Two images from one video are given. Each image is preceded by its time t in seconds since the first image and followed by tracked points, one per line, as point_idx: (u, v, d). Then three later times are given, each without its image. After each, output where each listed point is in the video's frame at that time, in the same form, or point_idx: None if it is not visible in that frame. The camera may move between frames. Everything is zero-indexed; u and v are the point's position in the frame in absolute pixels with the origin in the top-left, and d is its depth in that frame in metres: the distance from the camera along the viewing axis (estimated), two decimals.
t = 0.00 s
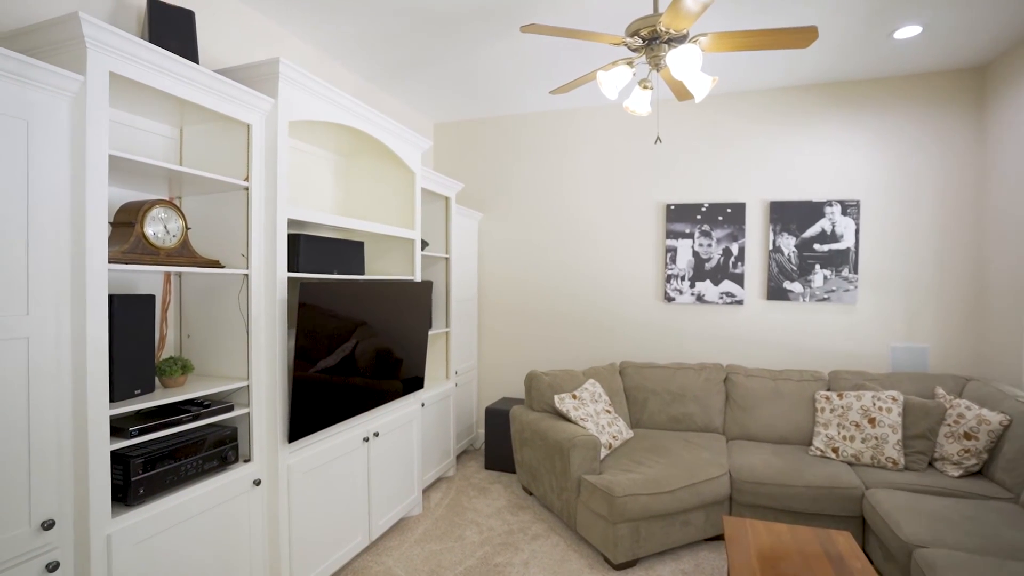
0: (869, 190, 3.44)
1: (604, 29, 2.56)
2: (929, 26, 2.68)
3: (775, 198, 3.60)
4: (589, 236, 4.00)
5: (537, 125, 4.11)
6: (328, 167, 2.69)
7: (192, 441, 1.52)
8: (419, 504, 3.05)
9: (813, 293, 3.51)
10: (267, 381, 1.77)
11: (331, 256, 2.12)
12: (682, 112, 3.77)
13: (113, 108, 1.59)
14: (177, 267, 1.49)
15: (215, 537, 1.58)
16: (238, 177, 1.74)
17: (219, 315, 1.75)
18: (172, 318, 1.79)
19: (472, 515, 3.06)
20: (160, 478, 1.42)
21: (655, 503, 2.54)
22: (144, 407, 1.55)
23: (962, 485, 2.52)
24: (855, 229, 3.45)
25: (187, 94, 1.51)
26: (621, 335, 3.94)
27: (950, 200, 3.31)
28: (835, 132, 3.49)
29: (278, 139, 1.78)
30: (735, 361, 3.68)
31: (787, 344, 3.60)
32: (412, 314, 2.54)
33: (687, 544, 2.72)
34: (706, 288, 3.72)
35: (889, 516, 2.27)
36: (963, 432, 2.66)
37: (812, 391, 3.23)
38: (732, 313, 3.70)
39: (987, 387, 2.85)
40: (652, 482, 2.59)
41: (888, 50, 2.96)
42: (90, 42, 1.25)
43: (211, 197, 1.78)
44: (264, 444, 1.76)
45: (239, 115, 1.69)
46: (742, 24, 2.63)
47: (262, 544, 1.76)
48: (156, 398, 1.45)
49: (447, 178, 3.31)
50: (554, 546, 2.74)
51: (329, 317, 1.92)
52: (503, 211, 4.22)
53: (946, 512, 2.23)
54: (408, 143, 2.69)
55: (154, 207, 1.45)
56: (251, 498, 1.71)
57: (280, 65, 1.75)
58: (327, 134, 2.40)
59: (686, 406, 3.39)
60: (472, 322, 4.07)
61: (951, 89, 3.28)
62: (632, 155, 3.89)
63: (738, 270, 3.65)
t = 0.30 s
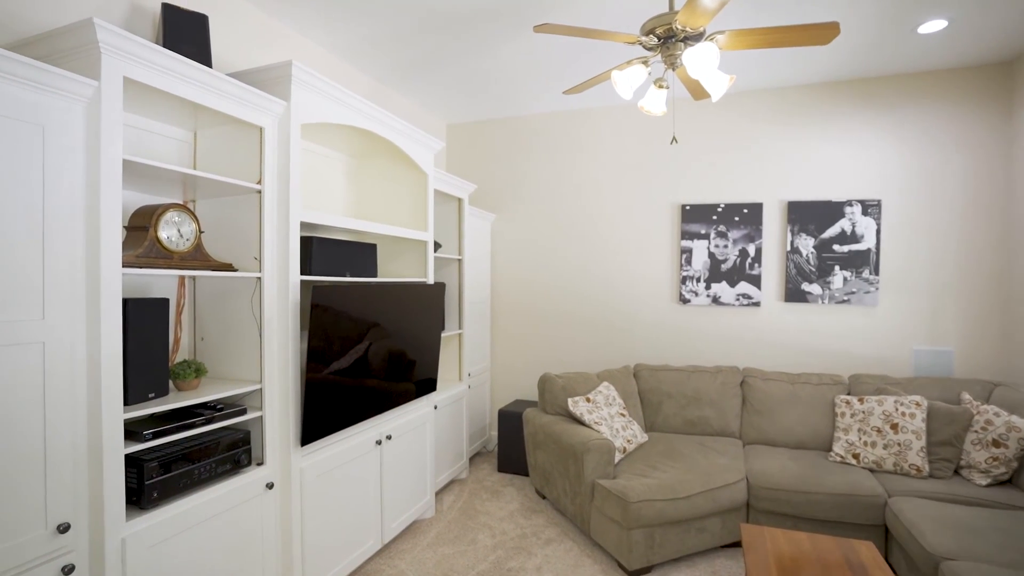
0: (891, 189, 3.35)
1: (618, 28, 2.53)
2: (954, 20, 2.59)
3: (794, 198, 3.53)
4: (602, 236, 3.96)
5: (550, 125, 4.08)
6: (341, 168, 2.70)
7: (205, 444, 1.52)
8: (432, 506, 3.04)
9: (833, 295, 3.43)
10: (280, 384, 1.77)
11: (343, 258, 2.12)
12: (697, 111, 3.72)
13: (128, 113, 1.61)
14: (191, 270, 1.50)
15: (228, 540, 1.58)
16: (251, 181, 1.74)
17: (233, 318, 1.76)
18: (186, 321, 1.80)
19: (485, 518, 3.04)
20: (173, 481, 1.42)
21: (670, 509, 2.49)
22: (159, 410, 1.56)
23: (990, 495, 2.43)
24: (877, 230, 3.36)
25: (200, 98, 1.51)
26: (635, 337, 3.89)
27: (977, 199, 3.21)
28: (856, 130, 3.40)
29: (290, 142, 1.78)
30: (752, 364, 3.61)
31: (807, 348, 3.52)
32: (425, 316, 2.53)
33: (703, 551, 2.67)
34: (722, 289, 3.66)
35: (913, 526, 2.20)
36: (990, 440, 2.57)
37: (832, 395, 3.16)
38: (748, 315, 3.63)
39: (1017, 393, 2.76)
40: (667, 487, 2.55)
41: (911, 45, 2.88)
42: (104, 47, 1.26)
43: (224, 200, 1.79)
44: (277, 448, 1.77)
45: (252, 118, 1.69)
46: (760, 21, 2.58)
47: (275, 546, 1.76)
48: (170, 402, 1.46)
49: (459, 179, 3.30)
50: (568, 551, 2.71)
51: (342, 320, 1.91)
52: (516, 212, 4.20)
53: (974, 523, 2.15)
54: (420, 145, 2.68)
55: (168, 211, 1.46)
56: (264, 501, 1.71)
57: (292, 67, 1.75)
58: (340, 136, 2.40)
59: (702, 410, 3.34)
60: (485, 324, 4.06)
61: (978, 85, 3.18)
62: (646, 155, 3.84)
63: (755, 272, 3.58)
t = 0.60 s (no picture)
0: (913, 188, 3.26)
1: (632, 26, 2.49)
2: (981, 13, 2.49)
3: (812, 197, 3.45)
4: (615, 237, 3.92)
5: (562, 125, 4.05)
6: (353, 170, 2.70)
7: (217, 447, 1.53)
8: (444, 509, 3.03)
9: (852, 296, 3.35)
10: (292, 386, 1.77)
11: (355, 259, 2.11)
12: (712, 110, 3.66)
13: (141, 116, 1.62)
14: (203, 273, 1.50)
15: (240, 543, 1.58)
16: (263, 183, 1.75)
17: (245, 321, 1.77)
18: (199, 323, 1.81)
19: (497, 521, 3.02)
20: (185, 484, 1.43)
21: (685, 515, 2.45)
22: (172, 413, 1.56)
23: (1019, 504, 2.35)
24: (898, 230, 3.27)
25: (212, 100, 1.52)
26: (649, 339, 3.84)
27: (1005, 198, 3.11)
28: (876, 128, 3.32)
29: (302, 144, 1.78)
30: (769, 367, 3.54)
31: (826, 350, 3.44)
32: (437, 317, 2.52)
33: (719, 557, 2.62)
34: (738, 291, 3.59)
35: (938, 536, 2.13)
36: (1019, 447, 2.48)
37: (852, 399, 3.08)
38: (765, 317, 3.56)
39: None
40: (681, 493, 2.50)
41: (935, 41, 2.80)
42: (117, 51, 1.27)
43: (237, 203, 1.79)
44: (289, 450, 1.77)
45: (264, 121, 1.70)
46: (777, 17, 2.52)
47: (286, 549, 1.76)
48: (182, 405, 1.46)
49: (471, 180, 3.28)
50: (580, 556, 2.68)
51: (353, 322, 1.91)
52: (528, 213, 4.18)
53: (1002, 534, 2.08)
54: (432, 146, 2.67)
55: (181, 214, 1.46)
56: (275, 504, 1.72)
57: (303, 69, 1.75)
58: (351, 138, 2.39)
59: (717, 413, 3.28)
60: (497, 325, 4.04)
61: (1005, 80, 3.08)
62: (660, 154, 3.80)
63: (771, 273, 3.52)
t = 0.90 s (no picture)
0: (936, 187, 3.17)
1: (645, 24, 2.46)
2: (1008, 6, 2.41)
3: (829, 197, 3.38)
4: (628, 238, 3.88)
5: (574, 125, 4.02)
6: (365, 171, 2.70)
7: (229, 450, 1.53)
8: (455, 511, 3.02)
9: (871, 298, 3.27)
10: (303, 389, 1.77)
11: (367, 261, 2.11)
12: (727, 108, 3.60)
13: (155, 119, 1.63)
14: (215, 276, 1.51)
15: (252, 546, 1.58)
16: (275, 185, 1.75)
17: (257, 323, 1.77)
18: (212, 325, 1.82)
19: (509, 524, 3.00)
20: (197, 487, 1.43)
21: (700, 520, 2.41)
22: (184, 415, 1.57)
23: None
24: (919, 230, 3.19)
25: (225, 104, 1.52)
26: (662, 341, 3.80)
27: None
28: (897, 125, 3.24)
29: (313, 146, 1.78)
30: (785, 370, 3.47)
31: (844, 353, 3.37)
32: (448, 319, 2.51)
33: (735, 564, 2.57)
34: (753, 292, 3.53)
35: (963, 546, 2.06)
36: None
37: (871, 403, 3.01)
38: (781, 319, 3.49)
39: None
40: (696, 498, 2.46)
41: (959, 35, 2.72)
42: (130, 55, 1.27)
43: (249, 205, 1.80)
44: (300, 453, 1.76)
45: (275, 123, 1.70)
46: (794, 13, 2.46)
47: (297, 552, 1.76)
48: (193, 407, 1.46)
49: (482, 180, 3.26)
50: (593, 561, 2.65)
51: (365, 324, 1.90)
52: (539, 213, 4.15)
53: None
54: (444, 147, 2.66)
55: (193, 217, 1.47)
56: (287, 507, 1.72)
57: (314, 71, 1.74)
58: (363, 139, 2.39)
59: (732, 417, 3.22)
60: (508, 327, 4.02)
61: None
62: (674, 154, 3.75)
63: (787, 274, 3.45)
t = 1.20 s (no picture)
0: (958, 185, 3.08)
1: (658, 22, 2.42)
2: None
3: (847, 196, 3.31)
4: (641, 239, 3.84)
5: (585, 125, 3.99)
6: (376, 172, 2.70)
7: (240, 452, 1.54)
8: (467, 513, 3.01)
9: (891, 299, 3.20)
10: (314, 391, 1.77)
11: (378, 262, 2.10)
12: (741, 106, 3.55)
13: (167, 123, 1.64)
14: (226, 278, 1.52)
15: (263, 548, 1.59)
16: (286, 187, 1.75)
17: (268, 325, 1.77)
18: (224, 327, 1.82)
19: (521, 527, 2.98)
20: (208, 489, 1.43)
21: (714, 526, 2.36)
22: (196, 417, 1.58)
23: None
24: (941, 229, 3.10)
25: (236, 106, 1.52)
26: (675, 343, 3.75)
27: None
28: (918, 123, 3.16)
29: (324, 147, 1.78)
30: (802, 373, 3.41)
31: (863, 355, 3.29)
32: (460, 320, 2.50)
33: (751, 571, 2.52)
34: (768, 293, 3.47)
35: (989, 556, 2.00)
36: None
37: (891, 407, 2.93)
38: (797, 320, 3.43)
39: None
40: (711, 502, 2.42)
41: (982, 29, 2.64)
42: (142, 58, 1.28)
43: (261, 207, 1.80)
44: (311, 455, 1.76)
45: (286, 125, 1.70)
46: (811, 9, 2.41)
47: (309, 555, 1.76)
48: (205, 409, 1.47)
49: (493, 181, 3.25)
50: (605, 566, 2.61)
51: (376, 325, 1.89)
52: (551, 214, 4.13)
53: None
54: (455, 147, 2.65)
55: (205, 219, 1.48)
56: (298, 509, 1.72)
57: (325, 72, 1.74)
58: (374, 140, 2.39)
59: (748, 420, 3.17)
60: (520, 328, 4.00)
61: None
62: (687, 154, 3.70)
63: (804, 275, 3.38)
